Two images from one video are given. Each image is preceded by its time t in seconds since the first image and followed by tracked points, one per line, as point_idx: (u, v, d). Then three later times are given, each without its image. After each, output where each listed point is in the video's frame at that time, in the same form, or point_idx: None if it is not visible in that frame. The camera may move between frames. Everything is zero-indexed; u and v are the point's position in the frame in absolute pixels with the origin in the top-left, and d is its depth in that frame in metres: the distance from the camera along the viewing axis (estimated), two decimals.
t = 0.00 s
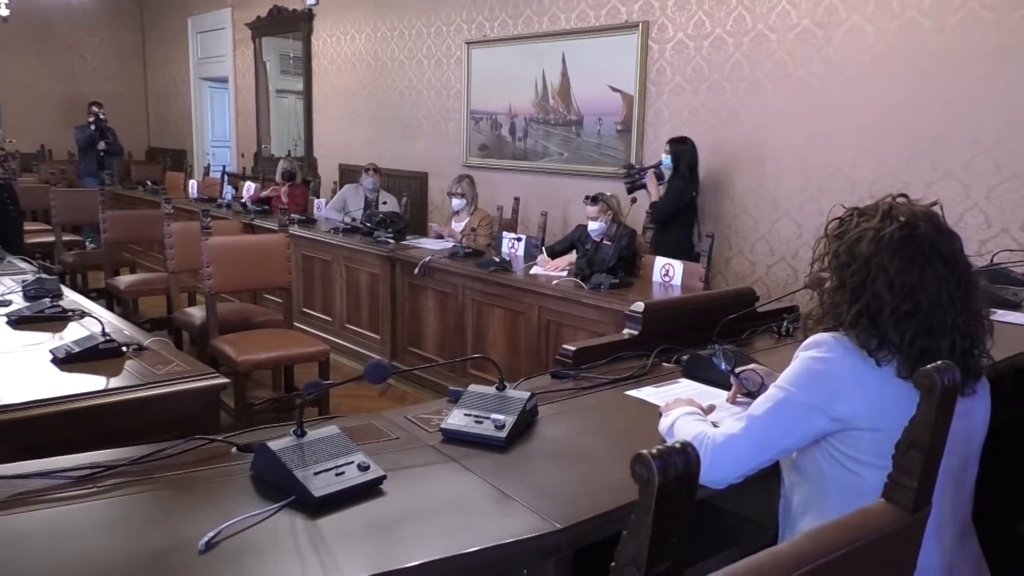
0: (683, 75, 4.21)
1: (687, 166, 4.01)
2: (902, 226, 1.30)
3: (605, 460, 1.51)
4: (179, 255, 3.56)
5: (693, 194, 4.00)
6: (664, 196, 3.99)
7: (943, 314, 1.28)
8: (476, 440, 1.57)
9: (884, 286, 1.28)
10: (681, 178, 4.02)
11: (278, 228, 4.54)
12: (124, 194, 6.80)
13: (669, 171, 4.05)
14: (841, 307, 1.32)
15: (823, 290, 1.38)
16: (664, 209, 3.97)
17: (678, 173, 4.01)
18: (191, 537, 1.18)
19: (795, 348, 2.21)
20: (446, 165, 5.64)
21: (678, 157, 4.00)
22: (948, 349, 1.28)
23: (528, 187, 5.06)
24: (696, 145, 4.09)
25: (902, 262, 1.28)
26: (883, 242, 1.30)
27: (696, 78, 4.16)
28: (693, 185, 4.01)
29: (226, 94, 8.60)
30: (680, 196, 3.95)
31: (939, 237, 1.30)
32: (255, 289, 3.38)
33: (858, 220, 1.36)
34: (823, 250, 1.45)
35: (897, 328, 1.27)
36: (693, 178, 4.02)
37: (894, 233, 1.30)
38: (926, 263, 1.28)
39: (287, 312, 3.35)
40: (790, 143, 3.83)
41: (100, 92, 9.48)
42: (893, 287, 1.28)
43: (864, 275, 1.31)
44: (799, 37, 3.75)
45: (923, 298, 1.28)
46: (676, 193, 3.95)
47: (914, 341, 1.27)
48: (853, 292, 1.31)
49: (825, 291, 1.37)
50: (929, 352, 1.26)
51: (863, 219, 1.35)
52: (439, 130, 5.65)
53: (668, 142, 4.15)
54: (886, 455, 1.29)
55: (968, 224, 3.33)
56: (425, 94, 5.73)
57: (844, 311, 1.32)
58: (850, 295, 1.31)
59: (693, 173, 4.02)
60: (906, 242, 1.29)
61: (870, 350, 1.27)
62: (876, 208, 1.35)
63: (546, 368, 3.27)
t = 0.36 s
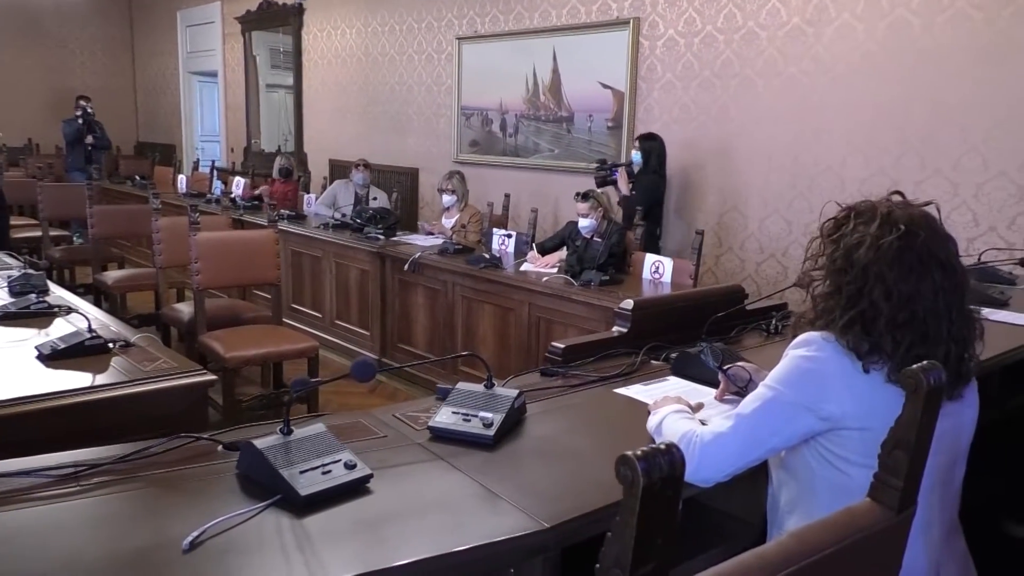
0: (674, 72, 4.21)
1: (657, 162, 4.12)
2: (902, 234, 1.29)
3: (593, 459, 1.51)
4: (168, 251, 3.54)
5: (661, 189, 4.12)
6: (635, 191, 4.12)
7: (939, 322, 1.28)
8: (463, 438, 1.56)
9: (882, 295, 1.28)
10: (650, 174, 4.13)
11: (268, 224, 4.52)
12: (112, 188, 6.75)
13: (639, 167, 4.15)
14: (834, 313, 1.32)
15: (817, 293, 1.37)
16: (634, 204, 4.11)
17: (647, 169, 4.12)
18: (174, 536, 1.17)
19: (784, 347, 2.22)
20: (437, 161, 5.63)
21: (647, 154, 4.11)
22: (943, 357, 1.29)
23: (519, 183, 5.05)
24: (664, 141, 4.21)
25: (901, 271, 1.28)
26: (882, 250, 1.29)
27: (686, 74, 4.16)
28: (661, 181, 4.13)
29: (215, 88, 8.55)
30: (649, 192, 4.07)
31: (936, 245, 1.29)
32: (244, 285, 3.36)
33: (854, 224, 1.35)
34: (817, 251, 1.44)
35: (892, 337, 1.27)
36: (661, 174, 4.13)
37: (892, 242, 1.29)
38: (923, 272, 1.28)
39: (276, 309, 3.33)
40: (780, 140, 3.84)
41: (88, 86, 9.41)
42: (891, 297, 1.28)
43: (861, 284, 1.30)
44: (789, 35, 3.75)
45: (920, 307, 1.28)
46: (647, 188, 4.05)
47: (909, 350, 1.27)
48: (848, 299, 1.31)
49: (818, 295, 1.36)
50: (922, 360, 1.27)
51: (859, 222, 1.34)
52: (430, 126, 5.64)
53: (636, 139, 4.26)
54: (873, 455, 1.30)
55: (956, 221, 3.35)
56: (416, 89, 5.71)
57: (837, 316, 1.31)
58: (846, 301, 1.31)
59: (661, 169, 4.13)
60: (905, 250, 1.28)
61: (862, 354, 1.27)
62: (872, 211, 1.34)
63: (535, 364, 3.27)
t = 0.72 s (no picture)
0: (667, 70, 4.21)
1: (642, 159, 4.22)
2: (899, 232, 1.29)
3: (587, 457, 1.51)
4: (160, 249, 3.53)
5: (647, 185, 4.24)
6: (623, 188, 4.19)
7: (937, 320, 1.29)
8: (456, 437, 1.56)
9: (884, 295, 1.28)
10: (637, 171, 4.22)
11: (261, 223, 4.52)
12: (104, 187, 6.73)
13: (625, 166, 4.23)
14: (834, 313, 1.31)
15: (815, 295, 1.37)
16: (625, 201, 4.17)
17: (635, 167, 4.20)
18: (165, 535, 1.17)
19: (778, 344, 2.22)
20: (431, 159, 5.62)
21: (634, 151, 4.19)
22: (941, 354, 1.30)
23: (513, 181, 5.05)
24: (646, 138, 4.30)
25: (900, 271, 1.28)
26: (880, 251, 1.29)
27: (680, 73, 4.16)
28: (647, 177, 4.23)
29: (208, 87, 8.53)
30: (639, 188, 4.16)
31: (933, 244, 1.30)
32: (237, 283, 3.35)
33: (849, 223, 1.34)
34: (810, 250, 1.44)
35: (892, 336, 1.27)
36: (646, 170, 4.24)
37: (891, 241, 1.29)
38: (922, 270, 1.28)
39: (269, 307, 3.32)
40: (773, 138, 3.85)
41: (79, 84, 9.37)
42: (892, 296, 1.28)
43: (862, 285, 1.30)
44: (782, 33, 3.76)
45: (920, 306, 1.28)
46: (637, 185, 4.15)
47: (908, 349, 1.27)
48: (847, 299, 1.30)
49: (815, 296, 1.36)
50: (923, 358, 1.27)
51: (854, 222, 1.34)
52: (424, 124, 5.63)
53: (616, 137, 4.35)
54: (867, 452, 1.30)
55: (949, 219, 3.37)
56: (410, 88, 5.71)
57: (835, 316, 1.31)
58: (844, 302, 1.30)
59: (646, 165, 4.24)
60: (904, 250, 1.28)
61: (859, 354, 1.27)
62: (867, 210, 1.34)
63: (529, 363, 3.27)
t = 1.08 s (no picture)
0: (665, 66, 4.21)
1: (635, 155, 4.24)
2: (895, 227, 1.29)
3: (585, 452, 1.51)
4: (158, 245, 3.53)
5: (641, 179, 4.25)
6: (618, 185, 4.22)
7: (936, 313, 1.30)
8: (455, 431, 1.56)
9: (884, 290, 1.28)
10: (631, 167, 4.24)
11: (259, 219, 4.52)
12: (101, 182, 6.72)
13: (621, 162, 4.24)
14: (834, 309, 1.31)
15: (813, 292, 1.36)
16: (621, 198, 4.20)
17: (629, 162, 4.21)
18: (165, 530, 1.17)
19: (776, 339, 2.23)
20: (429, 155, 5.62)
21: (626, 147, 4.20)
22: (941, 347, 1.30)
23: (511, 177, 5.05)
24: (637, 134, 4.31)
25: (897, 265, 1.28)
26: (877, 246, 1.29)
27: (678, 69, 4.16)
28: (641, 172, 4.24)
29: (205, 83, 8.52)
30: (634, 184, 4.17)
31: (930, 239, 1.30)
32: (234, 279, 3.35)
33: (844, 220, 1.34)
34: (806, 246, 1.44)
35: (890, 329, 1.27)
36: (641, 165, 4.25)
37: (888, 236, 1.29)
38: (920, 265, 1.29)
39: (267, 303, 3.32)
40: (771, 134, 3.85)
41: (76, 80, 9.35)
42: (889, 290, 1.28)
43: (861, 281, 1.30)
44: (780, 29, 3.75)
45: (919, 300, 1.28)
46: (632, 180, 4.17)
47: (906, 342, 1.27)
48: (845, 295, 1.30)
49: (812, 292, 1.36)
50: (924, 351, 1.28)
51: (850, 218, 1.34)
52: (422, 120, 5.63)
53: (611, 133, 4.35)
54: (866, 446, 1.30)
55: (946, 215, 3.37)
56: (408, 83, 5.70)
57: (834, 311, 1.31)
58: (843, 297, 1.30)
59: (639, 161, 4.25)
60: (901, 244, 1.29)
61: (858, 349, 1.27)
62: (862, 205, 1.34)
63: (527, 358, 3.27)
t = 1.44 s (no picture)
0: (664, 58, 4.20)
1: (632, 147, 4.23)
2: (893, 216, 1.29)
3: (584, 442, 1.51)
4: (157, 239, 3.52)
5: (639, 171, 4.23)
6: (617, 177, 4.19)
7: (933, 303, 1.30)
8: (454, 423, 1.56)
9: (881, 279, 1.28)
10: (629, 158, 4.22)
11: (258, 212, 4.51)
12: (99, 176, 6.72)
13: (619, 155, 4.23)
14: (831, 299, 1.31)
15: (810, 281, 1.37)
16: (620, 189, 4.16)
17: (626, 154, 4.20)
18: (164, 521, 1.17)
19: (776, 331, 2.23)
20: (428, 148, 5.61)
21: (623, 139, 4.20)
22: (938, 337, 1.30)
23: (510, 170, 5.04)
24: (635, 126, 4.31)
25: (894, 254, 1.28)
26: (874, 235, 1.29)
27: (677, 60, 4.15)
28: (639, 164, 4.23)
29: (203, 76, 8.50)
30: (631, 176, 4.15)
31: (928, 228, 1.30)
32: (233, 272, 3.35)
33: (843, 209, 1.34)
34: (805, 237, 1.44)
35: (887, 317, 1.27)
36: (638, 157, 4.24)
37: (885, 225, 1.29)
38: (917, 253, 1.29)
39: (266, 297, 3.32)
40: (770, 126, 3.84)
41: (73, 74, 9.33)
42: (885, 279, 1.28)
43: (858, 270, 1.30)
44: (779, 20, 3.75)
45: (916, 289, 1.28)
46: (630, 172, 4.15)
47: (903, 330, 1.27)
48: (842, 283, 1.30)
49: (810, 282, 1.36)
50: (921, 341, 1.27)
51: (848, 208, 1.34)
52: (420, 113, 5.62)
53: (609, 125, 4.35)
54: (864, 435, 1.30)
55: (945, 207, 3.37)
56: (406, 76, 5.69)
57: (831, 300, 1.31)
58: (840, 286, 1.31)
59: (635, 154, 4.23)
60: (899, 233, 1.29)
61: (855, 337, 1.27)
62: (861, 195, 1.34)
63: (526, 350, 3.27)
